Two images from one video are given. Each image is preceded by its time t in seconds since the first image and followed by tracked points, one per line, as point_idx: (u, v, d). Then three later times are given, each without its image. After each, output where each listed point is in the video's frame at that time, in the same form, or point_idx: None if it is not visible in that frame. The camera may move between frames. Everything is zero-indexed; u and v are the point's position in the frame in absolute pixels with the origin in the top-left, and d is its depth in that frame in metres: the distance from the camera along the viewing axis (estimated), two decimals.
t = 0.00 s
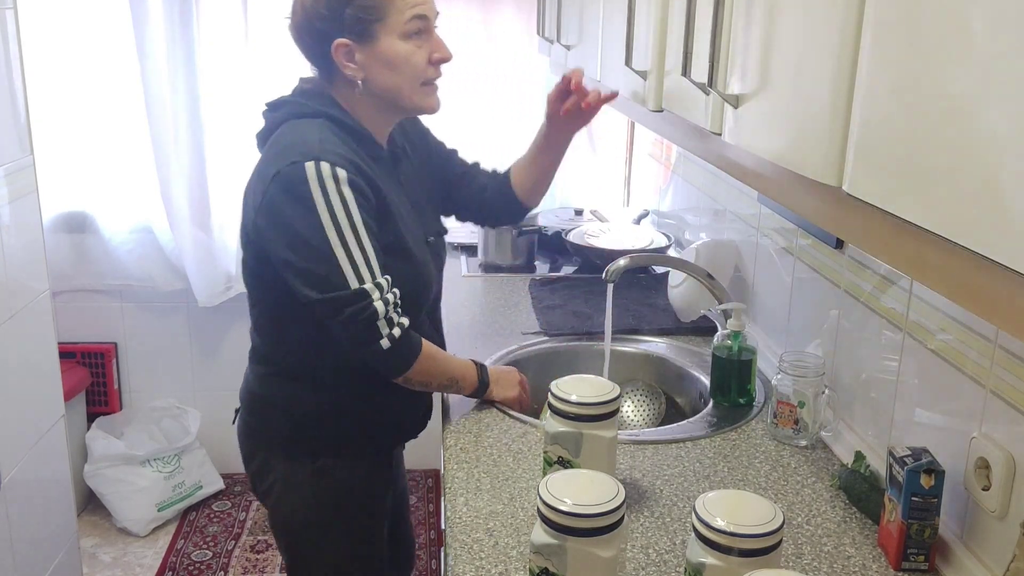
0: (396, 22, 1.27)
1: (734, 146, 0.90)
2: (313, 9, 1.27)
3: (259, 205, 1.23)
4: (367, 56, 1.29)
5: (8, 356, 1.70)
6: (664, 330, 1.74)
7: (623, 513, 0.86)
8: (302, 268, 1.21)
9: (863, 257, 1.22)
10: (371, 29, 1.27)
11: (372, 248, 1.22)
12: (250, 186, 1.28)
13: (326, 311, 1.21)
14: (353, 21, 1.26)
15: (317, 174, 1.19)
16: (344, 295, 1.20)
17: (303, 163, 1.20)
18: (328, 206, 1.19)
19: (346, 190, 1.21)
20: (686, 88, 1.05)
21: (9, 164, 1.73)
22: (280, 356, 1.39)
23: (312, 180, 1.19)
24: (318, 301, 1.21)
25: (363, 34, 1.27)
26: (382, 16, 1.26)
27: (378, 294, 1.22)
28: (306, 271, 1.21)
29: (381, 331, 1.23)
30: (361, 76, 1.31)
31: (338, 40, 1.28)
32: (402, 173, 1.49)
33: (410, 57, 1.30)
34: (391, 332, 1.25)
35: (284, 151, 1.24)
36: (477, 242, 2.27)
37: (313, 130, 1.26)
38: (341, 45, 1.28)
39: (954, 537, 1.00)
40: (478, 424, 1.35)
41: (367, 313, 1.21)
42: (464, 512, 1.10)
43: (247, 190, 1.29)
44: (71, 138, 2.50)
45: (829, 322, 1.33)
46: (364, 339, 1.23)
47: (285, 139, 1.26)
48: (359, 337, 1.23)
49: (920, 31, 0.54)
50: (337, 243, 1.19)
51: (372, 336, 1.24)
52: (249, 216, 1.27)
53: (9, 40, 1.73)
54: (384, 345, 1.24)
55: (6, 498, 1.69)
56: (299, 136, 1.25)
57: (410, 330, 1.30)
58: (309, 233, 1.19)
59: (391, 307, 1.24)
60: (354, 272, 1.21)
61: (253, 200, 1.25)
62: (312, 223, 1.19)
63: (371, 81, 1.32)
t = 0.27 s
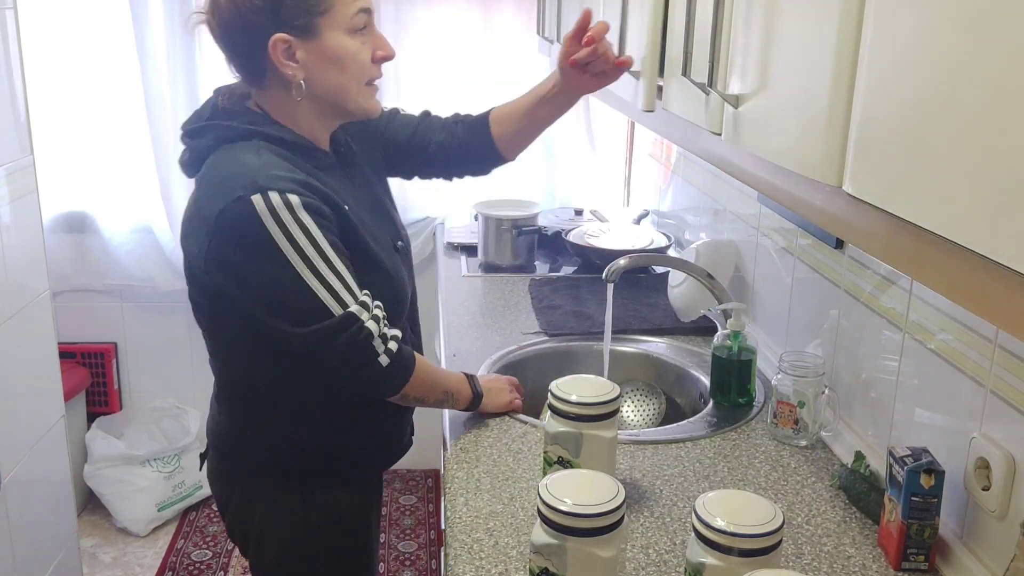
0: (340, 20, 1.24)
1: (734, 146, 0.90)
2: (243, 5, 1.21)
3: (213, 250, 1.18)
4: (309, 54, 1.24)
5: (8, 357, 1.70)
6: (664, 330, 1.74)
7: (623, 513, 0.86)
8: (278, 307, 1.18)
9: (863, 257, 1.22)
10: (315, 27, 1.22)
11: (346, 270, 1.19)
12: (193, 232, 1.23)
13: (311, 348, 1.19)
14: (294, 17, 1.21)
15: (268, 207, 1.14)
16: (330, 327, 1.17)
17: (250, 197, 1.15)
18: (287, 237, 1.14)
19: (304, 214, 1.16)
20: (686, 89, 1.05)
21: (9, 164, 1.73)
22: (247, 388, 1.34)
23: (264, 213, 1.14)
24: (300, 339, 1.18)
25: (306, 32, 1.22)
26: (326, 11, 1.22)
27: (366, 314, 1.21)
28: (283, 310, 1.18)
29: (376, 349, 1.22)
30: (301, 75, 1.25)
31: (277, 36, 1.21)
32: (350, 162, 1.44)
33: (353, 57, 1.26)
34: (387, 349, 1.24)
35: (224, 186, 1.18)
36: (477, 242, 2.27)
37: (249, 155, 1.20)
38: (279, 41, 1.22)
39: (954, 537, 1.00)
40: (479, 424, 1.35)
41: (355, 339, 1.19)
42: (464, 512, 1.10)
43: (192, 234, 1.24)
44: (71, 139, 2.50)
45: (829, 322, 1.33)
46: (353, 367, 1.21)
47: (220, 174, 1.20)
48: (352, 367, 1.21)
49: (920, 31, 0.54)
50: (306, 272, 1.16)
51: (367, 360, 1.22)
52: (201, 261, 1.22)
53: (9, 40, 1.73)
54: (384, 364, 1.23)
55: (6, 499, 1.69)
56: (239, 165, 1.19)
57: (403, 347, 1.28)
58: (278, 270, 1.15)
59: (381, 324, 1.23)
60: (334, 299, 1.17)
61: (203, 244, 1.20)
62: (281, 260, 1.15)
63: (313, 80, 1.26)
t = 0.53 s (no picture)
0: (326, 29, 1.23)
1: (734, 145, 0.90)
2: (226, 17, 1.18)
3: (230, 279, 1.16)
4: (295, 64, 1.22)
5: (9, 357, 1.70)
6: (664, 331, 1.74)
7: (623, 513, 0.86)
8: (300, 334, 1.17)
9: (863, 257, 1.22)
10: (303, 36, 1.21)
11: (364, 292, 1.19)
12: (200, 256, 1.20)
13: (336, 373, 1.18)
14: (280, 26, 1.19)
15: (287, 237, 1.13)
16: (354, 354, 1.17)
17: (267, 228, 1.13)
18: (308, 266, 1.14)
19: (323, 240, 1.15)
20: (686, 89, 1.05)
21: (10, 164, 1.73)
22: (249, 398, 1.32)
23: (284, 245, 1.13)
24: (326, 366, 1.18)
25: (293, 42, 1.21)
26: (313, 18, 1.21)
27: (387, 336, 1.21)
28: (304, 337, 1.17)
29: (398, 371, 1.22)
30: (287, 86, 1.24)
31: (262, 48, 1.20)
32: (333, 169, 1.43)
33: (337, 67, 1.26)
34: (408, 369, 1.24)
35: (232, 217, 1.16)
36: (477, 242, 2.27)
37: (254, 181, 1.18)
38: (265, 52, 1.20)
39: (954, 537, 1.00)
40: (479, 424, 1.35)
41: (380, 362, 1.20)
42: (464, 512, 1.10)
43: (196, 259, 1.22)
44: (71, 139, 2.49)
45: (829, 323, 1.33)
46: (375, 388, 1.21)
47: (225, 202, 1.17)
48: (373, 389, 1.21)
49: (920, 30, 0.54)
50: (328, 300, 1.15)
51: (392, 378, 1.22)
52: (212, 288, 1.20)
53: (9, 40, 1.73)
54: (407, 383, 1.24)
55: (6, 499, 1.69)
56: (243, 193, 1.17)
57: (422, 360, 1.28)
58: (300, 298, 1.15)
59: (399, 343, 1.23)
60: (356, 323, 1.17)
61: (215, 272, 1.18)
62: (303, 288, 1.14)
63: (299, 91, 1.25)
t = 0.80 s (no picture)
0: (342, 30, 1.25)
1: (734, 145, 0.90)
2: (247, 15, 1.17)
3: (257, 283, 1.15)
4: (314, 65, 1.23)
5: (9, 357, 1.70)
6: (664, 330, 1.74)
7: (623, 513, 0.86)
8: (325, 339, 1.17)
9: (863, 257, 1.22)
10: (322, 36, 1.22)
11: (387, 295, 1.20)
12: (217, 260, 1.19)
13: (360, 377, 1.19)
14: (300, 25, 1.20)
15: (321, 239, 1.13)
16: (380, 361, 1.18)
17: (301, 231, 1.12)
18: (340, 269, 1.14)
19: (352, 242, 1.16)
20: (686, 89, 1.05)
21: (10, 164, 1.73)
22: (254, 402, 1.32)
23: (318, 247, 1.13)
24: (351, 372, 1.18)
25: (313, 42, 1.22)
26: (329, 16, 1.22)
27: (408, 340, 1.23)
28: (329, 341, 1.17)
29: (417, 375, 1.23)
30: (305, 85, 1.25)
31: (284, 46, 1.20)
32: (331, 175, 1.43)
33: (352, 68, 1.28)
34: (427, 374, 1.25)
35: (261, 220, 1.14)
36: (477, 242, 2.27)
37: (278, 184, 1.18)
38: (286, 51, 1.20)
39: (954, 537, 1.00)
40: (479, 424, 1.35)
41: (403, 366, 1.21)
42: (464, 512, 1.10)
43: (213, 265, 1.20)
44: (71, 139, 2.49)
45: (829, 323, 1.33)
46: (396, 391, 1.22)
47: (247, 207, 1.16)
48: (396, 393, 1.22)
49: (920, 28, 0.54)
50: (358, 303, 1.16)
51: (413, 379, 1.23)
52: (232, 293, 1.18)
53: (9, 39, 1.73)
54: (424, 390, 1.24)
55: (6, 498, 1.69)
56: (268, 196, 1.16)
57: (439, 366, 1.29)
58: (328, 302, 1.15)
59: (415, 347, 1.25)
60: (381, 326, 1.18)
61: (239, 276, 1.17)
62: (332, 292, 1.14)
63: (317, 90, 1.26)
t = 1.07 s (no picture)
0: (356, 27, 1.27)
1: (734, 145, 0.90)
2: (266, 8, 1.18)
3: (264, 276, 1.15)
4: (329, 61, 1.25)
5: (9, 357, 1.70)
6: (664, 330, 1.74)
7: (623, 513, 0.86)
8: (330, 333, 1.17)
9: (863, 257, 1.22)
10: (337, 32, 1.24)
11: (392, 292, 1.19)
12: (225, 255, 1.19)
13: (365, 373, 1.18)
14: (316, 20, 1.21)
15: (328, 233, 1.12)
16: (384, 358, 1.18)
17: (308, 224, 1.12)
18: (347, 263, 1.14)
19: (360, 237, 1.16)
20: (686, 89, 1.05)
21: (10, 164, 1.73)
22: (256, 401, 1.33)
23: (325, 241, 1.12)
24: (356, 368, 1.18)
25: (328, 37, 1.23)
26: (344, 13, 1.24)
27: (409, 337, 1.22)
28: (334, 336, 1.17)
29: (416, 373, 1.23)
30: (318, 80, 1.26)
31: (301, 40, 1.21)
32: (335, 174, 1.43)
33: (363, 65, 1.30)
34: (425, 373, 1.25)
35: (268, 215, 1.14)
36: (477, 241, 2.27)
37: (287, 177, 1.18)
38: (302, 45, 1.21)
39: (954, 538, 1.00)
40: (479, 424, 1.35)
41: (405, 362, 1.21)
42: (464, 512, 1.10)
43: (222, 259, 1.20)
44: (71, 138, 2.49)
45: (829, 323, 1.33)
46: (400, 386, 1.22)
47: (257, 200, 1.16)
48: (399, 389, 1.22)
49: (920, 28, 0.54)
50: (364, 298, 1.16)
51: (411, 380, 1.23)
52: (241, 286, 1.19)
53: (9, 39, 1.73)
54: (423, 388, 1.24)
55: (6, 498, 1.69)
56: (277, 190, 1.16)
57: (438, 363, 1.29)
58: (334, 296, 1.14)
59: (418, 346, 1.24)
60: (386, 321, 1.18)
61: (247, 269, 1.17)
62: (338, 286, 1.14)
63: (329, 86, 1.27)
